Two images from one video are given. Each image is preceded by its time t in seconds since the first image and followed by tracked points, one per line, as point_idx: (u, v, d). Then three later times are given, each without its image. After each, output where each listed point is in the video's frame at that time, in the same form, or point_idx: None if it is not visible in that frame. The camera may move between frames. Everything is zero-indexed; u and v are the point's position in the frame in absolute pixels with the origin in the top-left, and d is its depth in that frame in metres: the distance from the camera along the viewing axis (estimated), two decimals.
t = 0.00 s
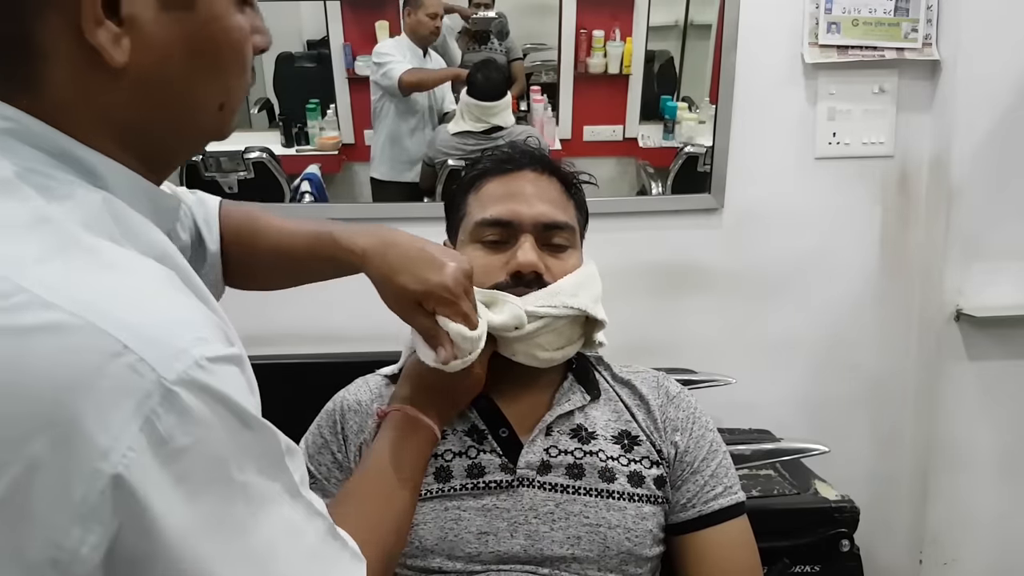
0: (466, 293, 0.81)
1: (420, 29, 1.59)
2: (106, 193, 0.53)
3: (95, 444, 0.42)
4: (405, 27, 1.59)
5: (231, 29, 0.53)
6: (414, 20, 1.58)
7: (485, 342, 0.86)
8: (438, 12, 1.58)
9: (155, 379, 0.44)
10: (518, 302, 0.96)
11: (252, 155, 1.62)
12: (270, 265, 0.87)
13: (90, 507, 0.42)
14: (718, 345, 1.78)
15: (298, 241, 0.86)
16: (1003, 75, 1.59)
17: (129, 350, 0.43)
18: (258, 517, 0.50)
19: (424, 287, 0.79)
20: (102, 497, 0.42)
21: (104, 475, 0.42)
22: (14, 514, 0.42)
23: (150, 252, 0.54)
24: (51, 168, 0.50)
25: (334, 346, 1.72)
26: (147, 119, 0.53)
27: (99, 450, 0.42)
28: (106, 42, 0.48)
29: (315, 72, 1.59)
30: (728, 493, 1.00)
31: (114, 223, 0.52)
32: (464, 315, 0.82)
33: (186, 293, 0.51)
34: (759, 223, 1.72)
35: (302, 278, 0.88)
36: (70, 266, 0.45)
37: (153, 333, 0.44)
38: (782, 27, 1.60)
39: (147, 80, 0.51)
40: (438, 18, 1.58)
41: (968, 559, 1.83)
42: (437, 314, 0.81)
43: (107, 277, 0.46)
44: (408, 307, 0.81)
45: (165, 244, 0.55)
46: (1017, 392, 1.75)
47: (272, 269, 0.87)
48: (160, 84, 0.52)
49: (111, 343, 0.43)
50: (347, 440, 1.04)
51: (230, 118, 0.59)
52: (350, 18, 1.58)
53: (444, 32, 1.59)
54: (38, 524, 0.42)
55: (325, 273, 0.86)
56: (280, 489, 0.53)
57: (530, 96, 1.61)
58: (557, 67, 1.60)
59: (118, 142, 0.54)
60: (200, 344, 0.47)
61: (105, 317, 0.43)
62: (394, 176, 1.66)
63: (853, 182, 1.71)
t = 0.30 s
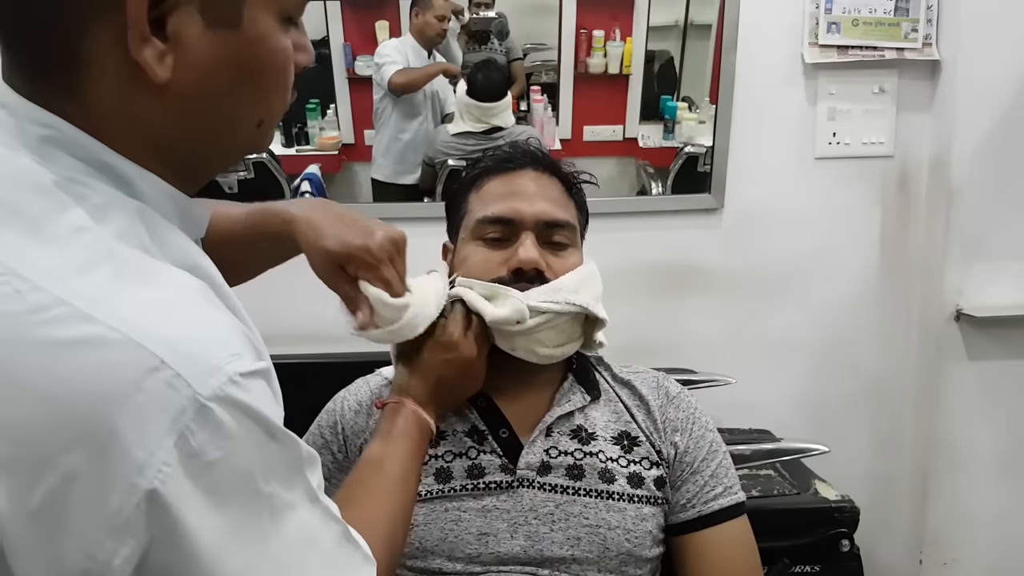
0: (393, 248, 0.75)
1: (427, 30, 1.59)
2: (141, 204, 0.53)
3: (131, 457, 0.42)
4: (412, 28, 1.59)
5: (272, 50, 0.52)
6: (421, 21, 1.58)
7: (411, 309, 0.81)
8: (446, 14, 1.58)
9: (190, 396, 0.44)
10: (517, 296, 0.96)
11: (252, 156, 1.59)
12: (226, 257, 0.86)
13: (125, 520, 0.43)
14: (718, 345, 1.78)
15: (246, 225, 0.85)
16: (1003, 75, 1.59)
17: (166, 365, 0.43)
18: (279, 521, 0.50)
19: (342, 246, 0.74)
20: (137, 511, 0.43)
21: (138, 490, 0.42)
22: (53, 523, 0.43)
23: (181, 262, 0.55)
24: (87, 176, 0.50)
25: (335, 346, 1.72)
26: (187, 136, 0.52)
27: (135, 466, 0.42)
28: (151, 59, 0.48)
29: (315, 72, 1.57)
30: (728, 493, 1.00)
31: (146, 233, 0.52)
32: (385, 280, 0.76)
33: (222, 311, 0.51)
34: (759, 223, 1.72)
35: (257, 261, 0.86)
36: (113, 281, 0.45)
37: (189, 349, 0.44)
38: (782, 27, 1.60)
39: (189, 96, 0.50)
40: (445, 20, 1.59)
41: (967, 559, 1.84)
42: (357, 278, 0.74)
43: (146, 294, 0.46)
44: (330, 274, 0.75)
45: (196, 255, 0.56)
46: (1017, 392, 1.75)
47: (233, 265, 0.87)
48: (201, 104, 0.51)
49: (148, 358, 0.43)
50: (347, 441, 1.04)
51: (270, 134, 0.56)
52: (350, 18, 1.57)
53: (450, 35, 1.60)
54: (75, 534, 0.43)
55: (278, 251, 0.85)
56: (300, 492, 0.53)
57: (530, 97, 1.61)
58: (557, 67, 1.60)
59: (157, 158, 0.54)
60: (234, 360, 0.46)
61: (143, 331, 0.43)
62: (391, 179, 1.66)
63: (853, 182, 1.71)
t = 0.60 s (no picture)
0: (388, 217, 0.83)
1: (427, 31, 1.59)
2: (142, 202, 0.53)
3: (146, 448, 0.42)
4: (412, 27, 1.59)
5: (269, 52, 0.52)
6: (420, 22, 1.58)
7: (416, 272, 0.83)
8: (445, 15, 1.58)
9: (202, 386, 0.44)
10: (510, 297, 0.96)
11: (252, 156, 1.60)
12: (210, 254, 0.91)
13: (140, 508, 0.43)
14: (718, 345, 1.78)
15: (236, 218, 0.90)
16: (1003, 75, 1.59)
17: (178, 357, 0.44)
18: (284, 515, 0.50)
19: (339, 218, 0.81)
20: (151, 500, 0.43)
21: (153, 479, 0.43)
22: (68, 515, 0.43)
23: (185, 258, 0.54)
24: (89, 176, 0.50)
25: (335, 346, 1.72)
26: (184, 137, 0.53)
27: (150, 455, 0.42)
28: (150, 62, 0.48)
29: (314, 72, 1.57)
30: (727, 493, 1.00)
31: (148, 230, 0.52)
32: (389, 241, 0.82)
33: (224, 303, 0.51)
34: (759, 223, 1.72)
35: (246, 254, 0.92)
36: (119, 278, 0.45)
37: (201, 341, 0.45)
38: (782, 27, 1.60)
39: (190, 98, 0.50)
40: (445, 20, 1.58)
41: (968, 559, 1.83)
42: (358, 248, 0.81)
43: (153, 289, 0.46)
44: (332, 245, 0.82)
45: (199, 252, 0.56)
46: (1017, 392, 1.75)
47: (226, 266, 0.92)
48: (199, 105, 0.51)
49: (161, 349, 0.43)
50: (348, 441, 1.04)
51: (268, 131, 0.57)
52: (350, 18, 1.58)
53: (450, 35, 1.59)
54: (92, 525, 0.43)
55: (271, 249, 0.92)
56: (306, 482, 0.53)
57: (530, 97, 1.61)
58: (557, 67, 1.61)
59: (159, 158, 0.54)
60: (241, 351, 0.47)
61: (153, 324, 0.44)
62: (393, 180, 1.67)
63: (853, 182, 1.71)
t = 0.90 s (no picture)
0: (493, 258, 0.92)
1: (426, 31, 1.59)
2: (138, 199, 0.52)
3: (133, 442, 0.42)
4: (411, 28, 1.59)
5: (268, 50, 0.52)
6: (420, 21, 1.59)
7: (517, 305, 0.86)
8: (445, 15, 1.58)
9: (192, 382, 0.44)
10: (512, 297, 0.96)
11: (252, 156, 1.60)
12: (272, 263, 0.90)
13: (127, 503, 0.42)
14: (718, 345, 1.78)
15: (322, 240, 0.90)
16: (1003, 75, 1.59)
17: (168, 353, 0.43)
18: (278, 514, 0.50)
19: (460, 255, 0.90)
20: (139, 494, 0.42)
21: (140, 473, 0.42)
22: (55, 507, 0.43)
23: (177, 255, 0.53)
24: (86, 173, 0.50)
25: (335, 346, 1.72)
26: (184, 135, 0.52)
27: (137, 450, 0.42)
28: (149, 59, 0.48)
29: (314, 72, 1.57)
30: (728, 493, 1.00)
31: (145, 229, 0.51)
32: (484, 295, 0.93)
33: (220, 301, 0.51)
34: (759, 223, 1.72)
35: (315, 274, 0.90)
36: (114, 274, 0.45)
37: (192, 336, 0.45)
38: (782, 27, 1.60)
39: (189, 96, 0.50)
40: (444, 20, 1.59)
41: (968, 559, 1.84)
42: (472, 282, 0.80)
43: (148, 286, 0.46)
44: (450, 280, 0.91)
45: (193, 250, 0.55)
46: (1017, 391, 1.75)
47: (286, 279, 0.91)
48: (199, 103, 0.51)
49: (150, 346, 0.43)
50: (349, 441, 1.04)
51: (266, 131, 0.57)
52: (350, 18, 1.57)
53: (450, 35, 1.59)
54: (78, 519, 0.43)
55: (344, 275, 0.90)
56: (302, 480, 0.53)
57: (530, 97, 1.61)
58: (557, 67, 1.61)
59: (157, 158, 0.53)
60: (235, 347, 0.47)
61: (145, 320, 0.44)
62: (393, 180, 1.66)
63: (853, 182, 1.71)
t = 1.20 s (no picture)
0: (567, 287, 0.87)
1: (427, 31, 1.59)
2: (141, 207, 0.52)
3: (124, 460, 0.42)
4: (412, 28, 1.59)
5: (280, 53, 0.52)
6: (422, 22, 1.59)
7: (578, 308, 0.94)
8: (446, 15, 1.58)
9: (187, 401, 0.44)
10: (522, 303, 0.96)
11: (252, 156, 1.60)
12: (318, 261, 0.85)
13: (116, 523, 0.43)
14: (718, 345, 1.78)
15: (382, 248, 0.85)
16: (1003, 75, 1.59)
17: (161, 370, 0.43)
18: (275, 525, 0.49)
19: (537, 282, 0.84)
20: (128, 514, 0.43)
21: (130, 492, 0.42)
22: (48, 520, 0.43)
23: (180, 265, 0.53)
24: (88, 180, 0.49)
25: (334, 346, 1.72)
26: (190, 138, 0.52)
27: (128, 468, 0.42)
28: (157, 62, 0.48)
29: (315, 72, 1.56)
30: (728, 493, 1.00)
31: (147, 238, 0.51)
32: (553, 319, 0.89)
33: (219, 312, 0.51)
34: (759, 223, 1.72)
35: (368, 280, 0.85)
36: (112, 288, 0.45)
37: (188, 352, 0.44)
38: (782, 27, 1.60)
39: (196, 99, 0.50)
40: (446, 20, 1.58)
41: (968, 559, 1.84)
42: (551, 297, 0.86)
43: (146, 300, 0.45)
44: (522, 305, 0.85)
45: (197, 259, 0.55)
46: (1017, 391, 1.75)
47: (327, 280, 0.85)
48: (207, 107, 0.51)
49: (145, 362, 0.43)
50: (351, 441, 1.04)
51: (274, 136, 0.56)
52: (350, 19, 1.57)
53: (452, 34, 1.59)
54: (71, 533, 0.43)
55: (397, 288, 0.84)
56: (298, 497, 0.52)
57: (530, 97, 1.62)
58: (557, 67, 1.61)
59: (162, 161, 0.54)
60: (230, 364, 0.46)
61: (141, 338, 0.43)
62: (394, 180, 1.66)
63: (853, 182, 1.71)
